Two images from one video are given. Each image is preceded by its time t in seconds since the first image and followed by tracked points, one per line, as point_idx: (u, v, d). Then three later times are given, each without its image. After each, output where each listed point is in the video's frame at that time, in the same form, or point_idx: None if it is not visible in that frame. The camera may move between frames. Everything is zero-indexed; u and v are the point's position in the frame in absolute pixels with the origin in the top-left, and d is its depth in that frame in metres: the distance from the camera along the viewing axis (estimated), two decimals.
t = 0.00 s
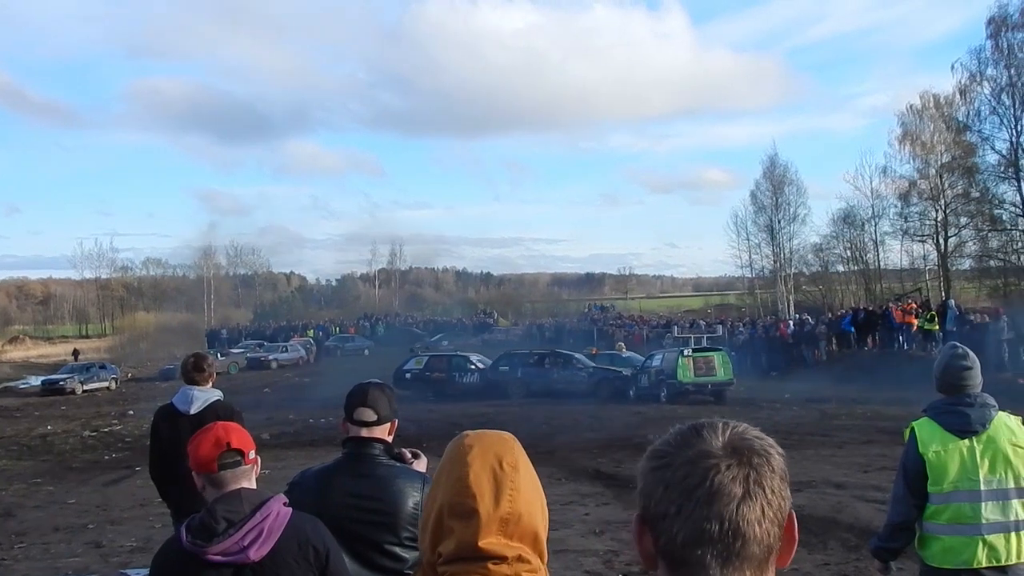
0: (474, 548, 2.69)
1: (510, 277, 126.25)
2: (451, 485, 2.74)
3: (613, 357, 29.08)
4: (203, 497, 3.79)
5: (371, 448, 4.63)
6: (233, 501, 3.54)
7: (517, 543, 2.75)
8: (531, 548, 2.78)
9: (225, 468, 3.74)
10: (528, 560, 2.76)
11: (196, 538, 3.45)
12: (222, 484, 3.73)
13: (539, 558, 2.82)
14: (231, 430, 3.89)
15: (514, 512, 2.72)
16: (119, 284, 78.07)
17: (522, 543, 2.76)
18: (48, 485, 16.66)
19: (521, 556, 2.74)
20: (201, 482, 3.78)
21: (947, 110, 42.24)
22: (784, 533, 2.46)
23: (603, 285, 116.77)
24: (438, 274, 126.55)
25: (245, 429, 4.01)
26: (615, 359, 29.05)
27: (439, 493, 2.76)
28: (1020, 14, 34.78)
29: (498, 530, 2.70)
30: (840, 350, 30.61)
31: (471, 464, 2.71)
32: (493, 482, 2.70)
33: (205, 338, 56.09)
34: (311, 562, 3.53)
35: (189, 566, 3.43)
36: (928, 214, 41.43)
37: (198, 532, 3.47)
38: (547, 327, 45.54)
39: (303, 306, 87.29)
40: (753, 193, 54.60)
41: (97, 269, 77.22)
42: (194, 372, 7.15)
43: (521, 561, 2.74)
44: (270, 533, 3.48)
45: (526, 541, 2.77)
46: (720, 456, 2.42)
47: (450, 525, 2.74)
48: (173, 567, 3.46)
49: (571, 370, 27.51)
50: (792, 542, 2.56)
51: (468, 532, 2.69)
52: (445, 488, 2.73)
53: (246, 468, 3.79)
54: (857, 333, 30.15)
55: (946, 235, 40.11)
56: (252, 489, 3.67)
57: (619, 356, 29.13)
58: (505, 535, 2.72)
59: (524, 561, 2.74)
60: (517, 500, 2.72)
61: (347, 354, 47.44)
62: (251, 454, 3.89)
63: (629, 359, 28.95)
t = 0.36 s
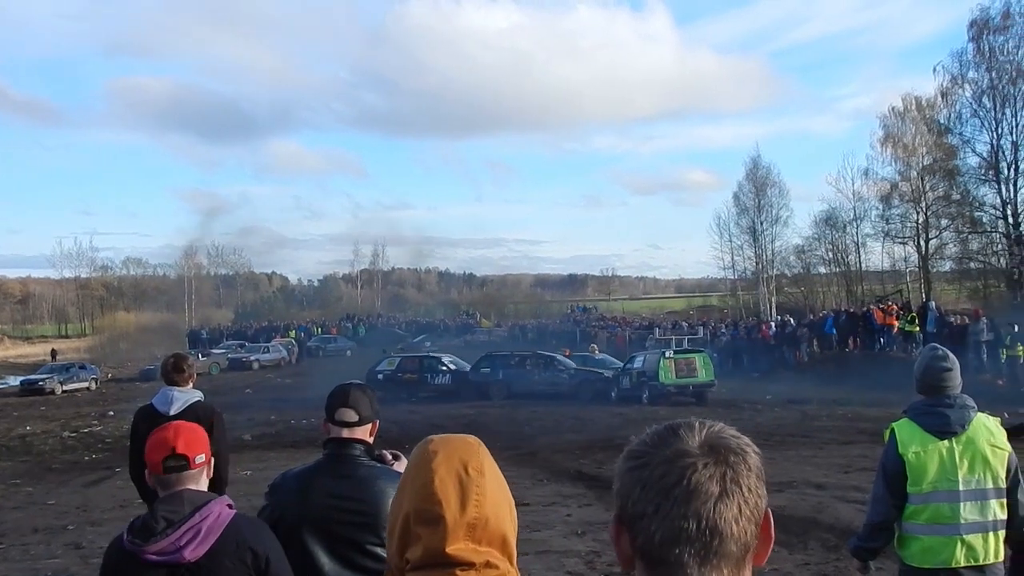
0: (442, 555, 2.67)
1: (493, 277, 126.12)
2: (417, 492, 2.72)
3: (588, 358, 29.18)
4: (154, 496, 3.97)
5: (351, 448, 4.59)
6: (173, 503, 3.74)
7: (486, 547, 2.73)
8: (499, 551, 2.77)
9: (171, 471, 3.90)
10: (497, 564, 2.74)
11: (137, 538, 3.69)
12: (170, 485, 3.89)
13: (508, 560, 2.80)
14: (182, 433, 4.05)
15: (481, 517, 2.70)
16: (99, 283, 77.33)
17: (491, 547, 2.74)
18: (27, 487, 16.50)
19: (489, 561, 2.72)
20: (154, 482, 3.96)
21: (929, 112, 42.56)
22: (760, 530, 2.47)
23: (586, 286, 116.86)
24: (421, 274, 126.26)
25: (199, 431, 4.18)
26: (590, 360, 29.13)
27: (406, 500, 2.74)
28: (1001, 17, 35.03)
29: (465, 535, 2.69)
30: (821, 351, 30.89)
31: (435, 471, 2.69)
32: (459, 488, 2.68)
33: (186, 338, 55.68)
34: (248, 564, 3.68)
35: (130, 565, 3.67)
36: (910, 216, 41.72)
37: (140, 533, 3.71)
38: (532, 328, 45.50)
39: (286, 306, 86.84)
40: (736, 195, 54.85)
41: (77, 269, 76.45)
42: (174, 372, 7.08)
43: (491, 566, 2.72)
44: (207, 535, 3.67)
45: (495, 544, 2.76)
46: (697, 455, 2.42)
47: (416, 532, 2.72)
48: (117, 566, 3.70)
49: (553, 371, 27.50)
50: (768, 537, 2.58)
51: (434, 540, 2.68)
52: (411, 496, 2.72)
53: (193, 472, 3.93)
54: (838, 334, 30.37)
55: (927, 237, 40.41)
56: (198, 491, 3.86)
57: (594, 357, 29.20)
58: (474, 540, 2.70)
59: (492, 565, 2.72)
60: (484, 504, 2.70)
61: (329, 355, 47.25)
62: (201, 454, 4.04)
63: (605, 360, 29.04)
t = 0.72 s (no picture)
0: (415, 554, 2.62)
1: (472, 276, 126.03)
2: (388, 491, 2.68)
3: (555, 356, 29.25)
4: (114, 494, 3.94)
5: (329, 446, 4.52)
6: (129, 500, 3.73)
7: (459, 545, 2.68)
8: (472, 548, 2.72)
9: (130, 469, 3.88)
10: (470, 563, 2.69)
11: (95, 537, 3.69)
12: (129, 482, 3.88)
13: (481, 559, 2.75)
14: (143, 429, 4.03)
15: (453, 515, 2.66)
16: (74, 280, 76.42)
17: (465, 544, 2.69)
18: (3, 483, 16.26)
19: (463, 559, 2.67)
20: (113, 479, 3.93)
21: (906, 114, 43.00)
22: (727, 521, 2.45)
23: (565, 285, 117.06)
24: (400, 273, 125.91)
25: (162, 428, 4.16)
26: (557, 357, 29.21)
27: (378, 499, 2.69)
28: (978, 20, 35.54)
29: (438, 534, 2.64)
30: (798, 351, 30.94)
31: (409, 469, 2.65)
32: (431, 486, 2.64)
33: (163, 335, 55.19)
34: (206, 563, 3.66)
35: (89, 563, 3.68)
36: (888, 217, 42.07)
37: (98, 531, 3.70)
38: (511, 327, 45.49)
39: (264, 304, 86.23)
40: (715, 195, 55.13)
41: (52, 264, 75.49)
42: (150, 370, 6.98)
43: (464, 564, 2.68)
44: (164, 533, 3.65)
45: (468, 541, 2.71)
46: (664, 449, 2.39)
47: (389, 530, 2.67)
48: (76, 565, 3.71)
49: (530, 370, 27.63)
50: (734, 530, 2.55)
51: (407, 539, 2.63)
52: (383, 494, 2.67)
53: (154, 469, 3.91)
54: (816, 334, 30.65)
55: (905, 237, 40.73)
56: (158, 488, 3.84)
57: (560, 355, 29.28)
58: (446, 539, 2.66)
59: (466, 564, 2.68)
60: (457, 502, 2.66)
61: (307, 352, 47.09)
62: (161, 452, 4.01)
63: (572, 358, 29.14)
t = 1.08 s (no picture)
0: (408, 545, 2.60)
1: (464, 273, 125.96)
2: (381, 483, 2.64)
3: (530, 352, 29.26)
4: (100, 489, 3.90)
5: (321, 440, 4.48)
6: (117, 496, 3.69)
7: (453, 537, 2.66)
8: (465, 540, 2.69)
9: (118, 464, 3.85)
10: (463, 554, 2.67)
11: (83, 533, 3.64)
12: (115, 478, 3.84)
13: (473, 552, 2.72)
14: (130, 425, 3.99)
15: (448, 506, 2.63)
16: (64, 275, 76.01)
17: (458, 536, 2.66)
18: None
19: (458, 550, 2.65)
20: (100, 476, 3.90)
21: (898, 111, 43.13)
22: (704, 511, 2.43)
23: (556, 282, 117.12)
24: (392, 269, 125.79)
25: (149, 423, 4.12)
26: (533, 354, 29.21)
27: (372, 491, 2.66)
28: (972, 16, 35.67)
29: (432, 525, 2.61)
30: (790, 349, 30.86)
31: (402, 461, 2.62)
32: (427, 477, 2.61)
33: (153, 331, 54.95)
34: (195, 559, 3.63)
35: (77, 559, 3.63)
36: (880, 213, 42.17)
37: (85, 528, 3.66)
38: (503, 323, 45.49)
39: (255, 300, 85.95)
40: (707, 191, 55.19)
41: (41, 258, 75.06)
42: (142, 365, 6.90)
43: (458, 555, 2.65)
44: (153, 528, 3.62)
45: (462, 534, 2.68)
46: (641, 439, 2.37)
47: (385, 521, 2.64)
48: (64, 562, 3.67)
49: (518, 367, 27.64)
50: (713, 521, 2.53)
51: (402, 529, 2.60)
52: (378, 485, 2.64)
53: (141, 465, 3.88)
54: (807, 330, 30.35)
55: (897, 234, 40.83)
56: (145, 485, 3.80)
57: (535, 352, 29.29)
58: (440, 530, 2.63)
59: (460, 555, 2.65)
60: (452, 493, 2.63)
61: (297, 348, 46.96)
62: (149, 448, 3.98)
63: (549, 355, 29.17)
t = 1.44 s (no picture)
0: (408, 537, 2.59)
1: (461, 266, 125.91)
2: (381, 476, 2.63)
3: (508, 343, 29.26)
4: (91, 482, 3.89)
5: (319, 433, 4.46)
6: (109, 489, 3.68)
7: (454, 529, 2.65)
8: (466, 532, 2.68)
9: (109, 456, 3.83)
10: (464, 547, 2.66)
11: (73, 527, 3.62)
12: (106, 471, 3.83)
13: (472, 543, 2.72)
14: (121, 418, 3.98)
15: (450, 498, 2.62)
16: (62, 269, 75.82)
17: (457, 529, 2.65)
18: None
19: (459, 542, 2.64)
20: (90, 469, 3.88)
21: (895, 104, 43.13)
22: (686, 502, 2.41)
23: (553, 275, 117.14)
24: (389, 262, 125.78)
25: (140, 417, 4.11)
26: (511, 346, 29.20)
27: (371, 483, 2.64)
28: (969, 8, 35.64)
29: (434, 516, 2.60)
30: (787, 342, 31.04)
31: (403, 451, 2.60)
32: (429, 469, 2.59)
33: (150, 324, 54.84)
34: (186, 552, 3.62)
35: (67, 553, 3.61)
36: (877, 206, 42.22)
37: (77, 522, 3.64)
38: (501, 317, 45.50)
39: (253, 294, 85.84)
40: (704, 184, 55.19)
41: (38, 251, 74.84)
42: (139, 357, 6.88)
43: (459, 547, 2.65)
44: (145, 522, 3.60)
45: (461, 526, 2.67)
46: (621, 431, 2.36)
47: (385, 513, 2.62)
48: (55, 556, 3.65)
49: (508, 360, 27.66)
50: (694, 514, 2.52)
51: (403, 521, 2.59)
52: (378, 478, 2.62)
53: (132, 458, 3.88)
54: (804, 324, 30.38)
55: (894, 228, 40.87)
56: (136, 478, 3.79)
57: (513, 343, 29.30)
58: (442, 522, 2.62)
59: (461, 547, 2.65)
60: (454, 485, 2.62)
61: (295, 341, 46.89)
62: (140, 441, 3.98)
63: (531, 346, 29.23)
